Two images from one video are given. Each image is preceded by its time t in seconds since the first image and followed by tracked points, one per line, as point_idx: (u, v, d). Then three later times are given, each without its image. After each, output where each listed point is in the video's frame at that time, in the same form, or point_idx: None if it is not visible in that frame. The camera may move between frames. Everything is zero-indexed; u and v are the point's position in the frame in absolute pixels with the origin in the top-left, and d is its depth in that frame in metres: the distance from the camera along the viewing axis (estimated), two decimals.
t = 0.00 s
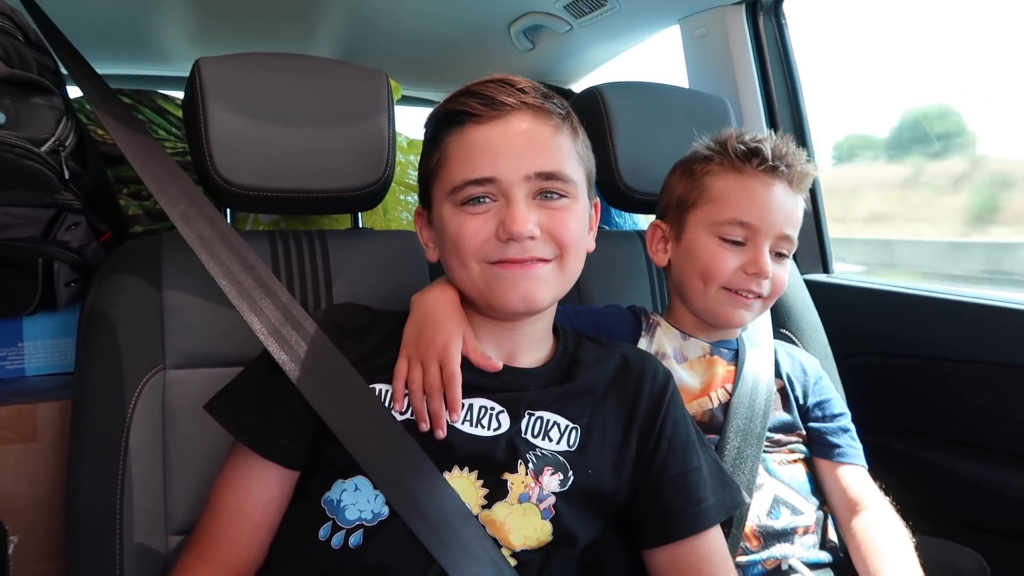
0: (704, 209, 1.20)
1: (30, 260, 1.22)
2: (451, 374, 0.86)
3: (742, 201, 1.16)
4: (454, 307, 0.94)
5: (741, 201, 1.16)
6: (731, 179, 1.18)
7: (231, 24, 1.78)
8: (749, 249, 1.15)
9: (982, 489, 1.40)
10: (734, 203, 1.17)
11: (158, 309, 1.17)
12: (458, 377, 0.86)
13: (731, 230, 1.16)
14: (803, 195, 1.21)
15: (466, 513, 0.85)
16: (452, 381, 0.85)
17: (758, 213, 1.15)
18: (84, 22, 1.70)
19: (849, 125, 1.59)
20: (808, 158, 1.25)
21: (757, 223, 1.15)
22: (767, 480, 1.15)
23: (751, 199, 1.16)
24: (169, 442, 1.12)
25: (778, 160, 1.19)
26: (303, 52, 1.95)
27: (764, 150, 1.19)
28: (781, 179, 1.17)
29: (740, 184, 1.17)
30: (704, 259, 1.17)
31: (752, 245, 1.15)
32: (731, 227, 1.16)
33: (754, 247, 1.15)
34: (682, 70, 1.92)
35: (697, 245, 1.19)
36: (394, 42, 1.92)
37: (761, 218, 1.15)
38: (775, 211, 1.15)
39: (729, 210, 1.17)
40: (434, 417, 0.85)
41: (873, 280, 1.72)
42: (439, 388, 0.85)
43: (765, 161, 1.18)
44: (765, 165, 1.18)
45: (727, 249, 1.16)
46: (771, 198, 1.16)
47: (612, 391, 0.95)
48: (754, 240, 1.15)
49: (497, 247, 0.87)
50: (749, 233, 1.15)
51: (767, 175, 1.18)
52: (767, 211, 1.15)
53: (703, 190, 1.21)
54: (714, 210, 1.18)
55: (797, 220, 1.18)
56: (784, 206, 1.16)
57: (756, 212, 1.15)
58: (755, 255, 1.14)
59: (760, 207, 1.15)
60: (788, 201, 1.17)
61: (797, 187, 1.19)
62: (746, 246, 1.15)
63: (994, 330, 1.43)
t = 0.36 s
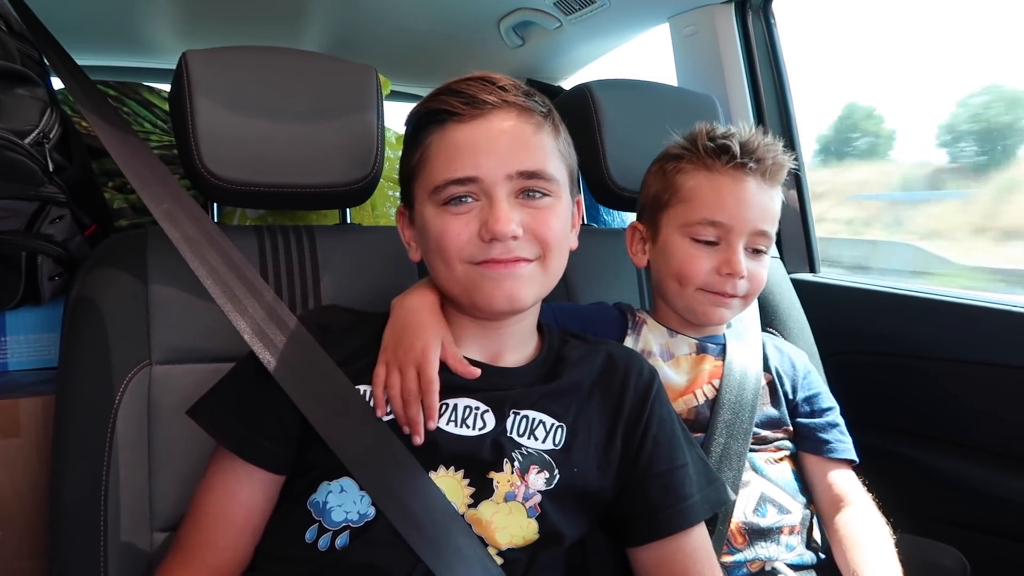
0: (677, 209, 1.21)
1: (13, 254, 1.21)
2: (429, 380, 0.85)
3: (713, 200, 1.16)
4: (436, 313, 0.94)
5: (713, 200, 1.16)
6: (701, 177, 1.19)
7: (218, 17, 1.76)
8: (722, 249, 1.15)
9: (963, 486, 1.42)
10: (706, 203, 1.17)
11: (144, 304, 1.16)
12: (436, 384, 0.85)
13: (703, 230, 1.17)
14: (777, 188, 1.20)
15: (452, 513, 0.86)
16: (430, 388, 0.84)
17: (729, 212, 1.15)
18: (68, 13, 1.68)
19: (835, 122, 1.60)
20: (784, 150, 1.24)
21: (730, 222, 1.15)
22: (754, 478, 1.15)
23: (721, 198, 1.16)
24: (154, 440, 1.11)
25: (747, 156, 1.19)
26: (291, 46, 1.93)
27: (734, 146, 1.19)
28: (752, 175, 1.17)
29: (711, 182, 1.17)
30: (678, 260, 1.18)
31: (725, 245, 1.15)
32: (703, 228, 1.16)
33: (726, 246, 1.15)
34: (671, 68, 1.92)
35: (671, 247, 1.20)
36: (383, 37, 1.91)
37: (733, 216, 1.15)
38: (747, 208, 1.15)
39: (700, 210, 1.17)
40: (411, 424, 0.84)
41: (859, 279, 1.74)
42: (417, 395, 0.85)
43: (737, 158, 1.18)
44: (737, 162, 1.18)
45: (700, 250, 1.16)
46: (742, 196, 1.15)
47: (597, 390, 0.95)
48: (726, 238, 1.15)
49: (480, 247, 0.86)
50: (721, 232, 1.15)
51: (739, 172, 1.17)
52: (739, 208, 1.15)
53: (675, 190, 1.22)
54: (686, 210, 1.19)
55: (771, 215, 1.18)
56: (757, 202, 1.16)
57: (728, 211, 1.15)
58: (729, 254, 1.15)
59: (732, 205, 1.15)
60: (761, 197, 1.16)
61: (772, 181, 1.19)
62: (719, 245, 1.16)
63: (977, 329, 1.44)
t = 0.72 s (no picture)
0: (630, 208, 1.23)
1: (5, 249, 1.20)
2: (412, 373, 0.84)
3: (658, 194, 1.18)
4: (422, 305, 0.94)
5: (657, 194, 1.18)
6: (647, 173, 1.21)
7: (210, 10, 1.75)
8: (670, 241, 1.17)
9: (956, 480, 1.43)
10: (652, 198, 1.19)
11: (136, 299, 1.15)
12: (419, 376, 0.84)
13: (651, 224, 1.19)
14: (730, 176, 1.19)
15: (442, 508, 0.86)
16: (413, 380, 0.84)
17: (673, 204, 1.16)
18: (59, 6, 1.67)
19: (830, 116, 1.60)
20: (735, 133, 1.23)
21: (674, 214, 1.16)
22: (749, 472, 1.15)
23: (665, 190, 1.17)
24: (147, 435, 1.11)
25: (689, 147, 1.20)
26: (284, 39, 1.92)
27: (674, 140, 1.20)
28: (694, 165, 1.18)
29: (655, 178, 1.19)
30: (633, 255, 1.20)
31: (673, 238, 1.17)
32: (649, 221, 1.19)
33: (674, 238, 1.17)
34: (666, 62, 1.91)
35: (627, 246, 1.22)
36: (377, 30, 1.90)
37: (676, 208, 1.16)
38: (692, 199, 1.16)
39: (647, 205, 1.19)
40: (393, 416, 0.84)
41: (853, 273, 1.74)
42: (400, 387, 0.84)
43: (677, 151, 1.20)
44: (677, 154, 1.19)
45: (651, 245, 1.18)
46: (686, 188, 1.16)
47: (588, 385, 0.95)
48: (674, 231, 1.17)
49: (462, 245, 0.86)
50: (666, 225, 1.17)
51: (680, 164, 1.19)
52: (681, 199, 1.16)
53: (628, 189, 1.24)
54: (636, 208, 1.21)
55: (724, 204, 1.17)
56: (701, 190, 1.16)
57: (671, 202, 1.17)
58: (677, 246, 1.16)
59: (674, 197, 1.16)
60: (707, 185, 1.17)
61: (719, 167, 1.19)
62: (668, 239, 1.17)
63: (970, 324, 1.45)
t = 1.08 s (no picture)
0: (600, 213, 1.24)
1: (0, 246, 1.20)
2: (400, 371, 0.84)
3: (623, 198, 1.19)
4: (414, 303, 0.93)
5: (622, 199, 1.19)
6: (613, 179, 1.22)
7: (206, 6, 1.75)
8: (638, 244, 1.17)
9: (951, 476, 1.44)
10: (618, 202, 1.20)
11: (131, 297, 1.15)
12: (407, 375, 0.84)
13: (620, 228, 1.20)
14: (695, 175, 1.20)
15: (438, 506, 0.87)
16: (401, 379, 0.84)
17: (636, 207, 1.17)
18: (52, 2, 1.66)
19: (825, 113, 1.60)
20: (700, 130, 1.24)
21: (639, 217, 1.17)
22: (743, 472, 1.15)
23: (629, 195, 1.19)
24: (143, 434, 1.11)
25: (650, 148, 1.21)
26: (279, 36, 1.92)
27: (634, 142, 1.22)
28: (655, 166, 1.19)
29: (620, 182, 1.21)
30: (605, 260, 1.21)
31: (640, 241, 1.17)
32: (618, 226, 1.20)
33: (642, 241, 1.17)
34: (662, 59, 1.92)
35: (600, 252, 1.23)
36: (373, 27, 1.89)
37: (640, 211, 1.17)
38: (656, 201, 1.17)
39: (613, 211, 1.21)
40: (379, 414, 0.84)
41: (848, 270, 1.74)
42: (387, 386, 0.84)
43: (636, 154, 1.21)
44: (637, 157, 1.21)
45: (620, 250, 1.19)
46: (651, 190, 1.17)
47: (582, 383, 0.95)
48: (641, 234, 1.17)
49: (454, 232, 0.86)
50: (633, 228, 1.18)
51: (641, 166, 1.20)
52: (645, 202, 1.17)
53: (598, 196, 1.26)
54: (605, 213, 1.22)
55: (692, 203, 1.17)
56: (664, 192, 1.17)
57: (634, 206, 1.18)
58: (644, 249, 1.16)
59: (638, 201, 1.17)
60: (670, 185, 1.17)
61: (682, 166, 1.20)
62: (636, 243, 1.18)
63: (965, 321, 1.45)
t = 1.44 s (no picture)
0: (607, 201, 1.24)
1: None
2: (399, 353, 0.85)
3: (630, 186, 1.19)
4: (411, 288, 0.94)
5: (630, 187, 1.19)
6: (621, 167, 1.22)
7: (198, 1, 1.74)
8: (642, 232, 1.17)
9: (946, 468, 1.44)
10: (626, 190, 1.20)
11: (125, 293, 1.15)
12: (406, 357, 0.85)
13: (624, 216, 1.20)
14: (703, 167, 1.19)
15: (430, 501, 0.87)
16: (401, 361, 0.84)
17: (643, 195, 1.17)
18: None
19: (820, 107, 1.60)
20: (711, 125, 1.24)
21: (645, 206, 1.17)
22: (740, 466, 1.15)
23: (636, 183, 1.19)
24: (137, 430, 1.11)
25: (660, 138, 1.21)
26: (273, 30, 1.91)
27: (644, 131, 1.22)
28: (665, 156, 1.19)
29: (628, 170, 1.21)
30: (608, 248, 1.21)
31: (644, 229, 1.17)
32: (622, 214, 1.20)
33: (646, 230, 1.17)
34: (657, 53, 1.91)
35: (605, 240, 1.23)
36: (367, 21, 1.89)
37: (646, 199, 1.17)
38: (665, 191, 1.17)
39: (620, 198, 1.20)
40: (377, 396, 0.84)
41: (843, 264, 1.74)
42: (386, 367, 0.85)
43: (646, 143, 1.22)
44: (646, 146, 1.21)
45: (624, 237, 1.19)
46: (658, 179, 1.17)
47: (574, 380, 0.95)
48: (646, 222, 1.17)
49: (435, 198, 0.86)
50: (639, 216, 1.18)
51: (649, 156, 1.20)
52: (652, 191, 1.17)
53: (606, 184, 1.26)
54: (612, 201, 1.22)
55: (698, 195, 1.17)
56: (671, 183, 1.17)
57: (641, 195, 1.18)
58: (648, 238, 1.16)
59: (645, 189, 1.17)
60: (678, 176, 1.17)
61: (692, 157, 1.20)
62: (641, 231, 1.18)
63: (960, 314, 1.45)
